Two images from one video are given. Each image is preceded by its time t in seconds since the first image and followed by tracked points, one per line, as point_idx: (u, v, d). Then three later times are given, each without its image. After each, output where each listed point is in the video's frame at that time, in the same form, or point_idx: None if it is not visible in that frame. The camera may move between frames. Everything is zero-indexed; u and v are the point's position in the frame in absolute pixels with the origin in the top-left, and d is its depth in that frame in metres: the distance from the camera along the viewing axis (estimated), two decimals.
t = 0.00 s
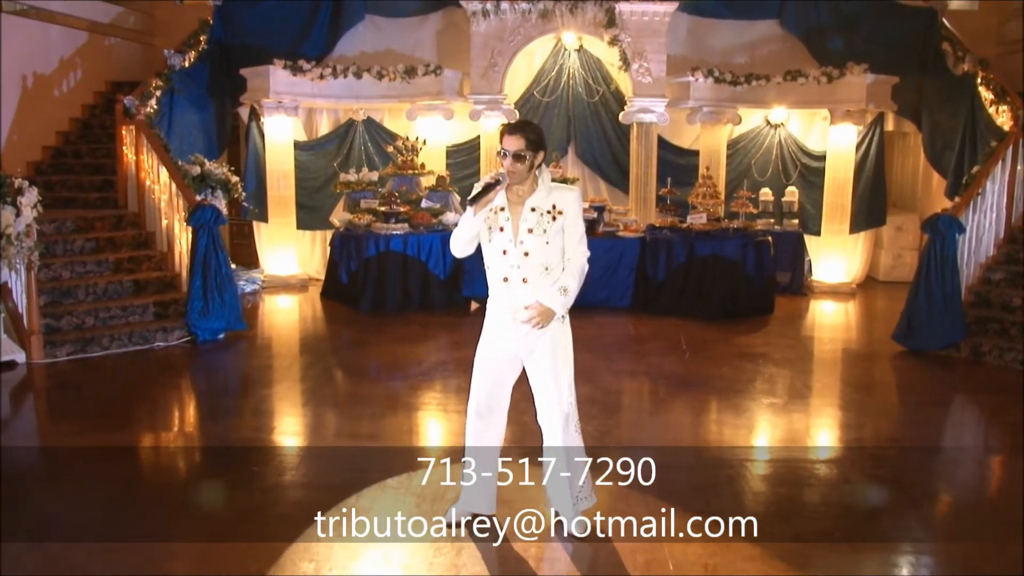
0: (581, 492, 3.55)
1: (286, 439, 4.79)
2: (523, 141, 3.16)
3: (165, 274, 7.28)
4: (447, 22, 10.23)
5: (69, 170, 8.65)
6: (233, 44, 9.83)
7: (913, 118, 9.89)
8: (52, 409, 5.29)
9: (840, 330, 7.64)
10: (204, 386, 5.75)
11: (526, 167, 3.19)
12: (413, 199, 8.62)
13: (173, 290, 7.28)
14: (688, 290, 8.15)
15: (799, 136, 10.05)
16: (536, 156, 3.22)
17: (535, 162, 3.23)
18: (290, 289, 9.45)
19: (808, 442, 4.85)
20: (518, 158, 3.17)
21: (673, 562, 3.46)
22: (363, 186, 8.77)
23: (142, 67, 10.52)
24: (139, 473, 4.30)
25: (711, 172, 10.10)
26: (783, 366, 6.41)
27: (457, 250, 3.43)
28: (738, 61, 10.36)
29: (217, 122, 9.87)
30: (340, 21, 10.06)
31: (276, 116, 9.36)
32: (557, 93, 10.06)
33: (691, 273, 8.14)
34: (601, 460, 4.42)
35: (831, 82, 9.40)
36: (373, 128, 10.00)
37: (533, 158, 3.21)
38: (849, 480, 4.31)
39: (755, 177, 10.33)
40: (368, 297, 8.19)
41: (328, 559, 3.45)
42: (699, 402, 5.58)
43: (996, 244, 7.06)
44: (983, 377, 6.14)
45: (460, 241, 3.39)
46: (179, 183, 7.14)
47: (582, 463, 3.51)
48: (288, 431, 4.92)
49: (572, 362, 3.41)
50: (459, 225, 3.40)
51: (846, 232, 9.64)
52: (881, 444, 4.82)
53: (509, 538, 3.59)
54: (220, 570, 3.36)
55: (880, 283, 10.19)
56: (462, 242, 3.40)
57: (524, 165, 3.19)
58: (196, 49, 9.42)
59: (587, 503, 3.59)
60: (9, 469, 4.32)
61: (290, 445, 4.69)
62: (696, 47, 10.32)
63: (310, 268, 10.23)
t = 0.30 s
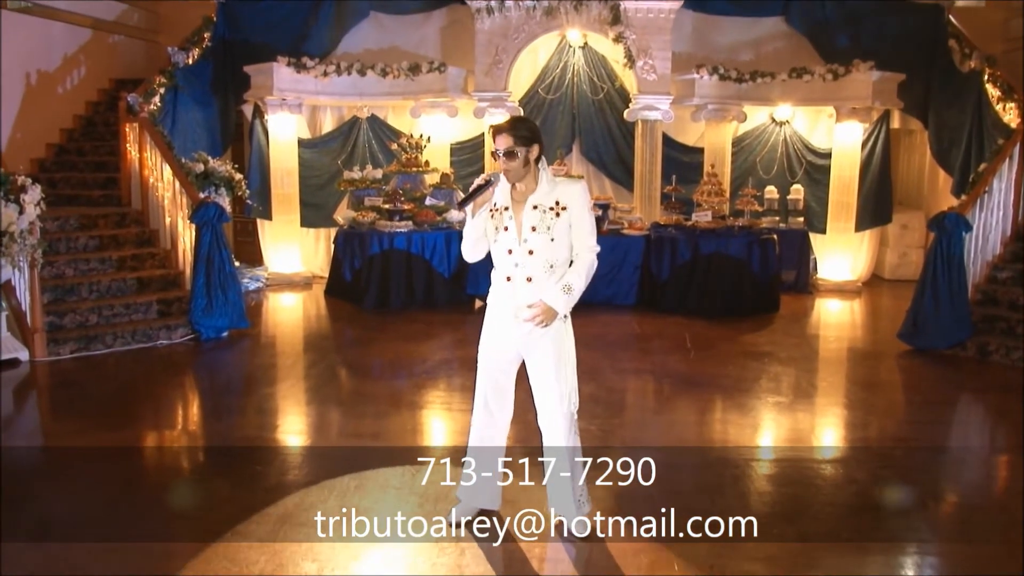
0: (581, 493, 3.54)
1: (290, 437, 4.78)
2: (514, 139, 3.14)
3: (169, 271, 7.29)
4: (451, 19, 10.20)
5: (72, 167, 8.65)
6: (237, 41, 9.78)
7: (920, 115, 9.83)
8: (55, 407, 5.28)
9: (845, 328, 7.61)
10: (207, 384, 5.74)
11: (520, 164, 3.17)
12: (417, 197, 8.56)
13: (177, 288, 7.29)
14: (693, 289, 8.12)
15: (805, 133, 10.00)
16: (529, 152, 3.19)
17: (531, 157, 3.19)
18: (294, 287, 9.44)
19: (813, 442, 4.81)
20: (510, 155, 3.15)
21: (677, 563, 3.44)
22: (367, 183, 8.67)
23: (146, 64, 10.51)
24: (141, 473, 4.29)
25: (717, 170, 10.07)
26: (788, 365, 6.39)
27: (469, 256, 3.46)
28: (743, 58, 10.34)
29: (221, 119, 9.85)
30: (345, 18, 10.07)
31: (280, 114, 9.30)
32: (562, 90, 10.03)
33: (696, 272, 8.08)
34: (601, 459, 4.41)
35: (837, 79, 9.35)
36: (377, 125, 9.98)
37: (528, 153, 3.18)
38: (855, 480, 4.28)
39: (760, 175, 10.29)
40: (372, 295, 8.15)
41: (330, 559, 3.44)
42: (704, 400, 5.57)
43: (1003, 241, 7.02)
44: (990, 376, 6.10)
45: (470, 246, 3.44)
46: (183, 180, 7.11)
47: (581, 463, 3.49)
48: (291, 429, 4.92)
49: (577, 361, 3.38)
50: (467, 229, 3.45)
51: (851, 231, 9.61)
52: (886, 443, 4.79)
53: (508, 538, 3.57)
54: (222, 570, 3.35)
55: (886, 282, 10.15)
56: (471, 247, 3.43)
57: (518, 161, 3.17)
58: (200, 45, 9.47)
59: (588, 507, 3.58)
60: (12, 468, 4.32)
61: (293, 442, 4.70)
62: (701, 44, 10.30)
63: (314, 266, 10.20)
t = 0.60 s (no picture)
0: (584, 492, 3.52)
1: (295, 436, 4.79)
2: (526, 139, 3.15)
3: (173, 269, 7.31)
4: (456, 18, 10.23)
5: (77, 166, 8.67)
6: (241, 41, 9.86)
7: (925, 114, 9.81)
8: (61, 405, 5.30)
9: (850, 327, 7.59)
10: (210, 383, 5.75)
11: (530, 164, 3.18)
12: (422, 195, 8.57)
13: (182, 286, 7.32)
14: (698, 287, 8.11)
15: (810, 132, 10.01)
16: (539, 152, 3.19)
17: (541, 159, 3.21)
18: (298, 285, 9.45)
19: (819, 442, 4.78)
20: (522, 156, 3.16)
21: (681, 562, 3.43)
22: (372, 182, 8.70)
23: (151, 63, 10.52)
24: (146, 472, 4.30)
25: (722, 168, 10.04)
26: (793, 364, 6.37)
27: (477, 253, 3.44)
28: (749, 57, 10.28)
29: (225, 118, 9.87)
30: (350, 16, 10.07)
31: (285, 112, 9.31)
32: (567, 89, 10.03)
33: (700, 270, 8.08)
34: (601, 459, 4.38)
35: (842, 78, 9.37)
36: (382, 124, 10.00)
37: (539, 154, 3.20)
38: (860, 479, 4.27)
39: (766, 173, 10.26)
40: (377, 293, 8.15)
41: (335, 557, 3.44)
42: (708, 399, 5.55)
43: (1009, 240, 6.98)
44: (996, 376, 6.08)
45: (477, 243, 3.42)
46: (187, 178, 7.14)
47: (583, 463, 3.46)
48: (295, 428, 4.92)
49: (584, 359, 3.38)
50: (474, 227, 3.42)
51: (857, 229, 9.58)
52: (890, 442, 4.78)
53: (508, 538, 3.56)
54: (228, 568, 3.36)
55: (891, 280, 10.13)
56: (478, 244, 3.40)
57: (529, 162, 3.18)
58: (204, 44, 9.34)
59: (590, 502, 3.55)
60: (17, 467, 4.33)
61: (298, 439, 4.73)
62: (706, 42, 10.27)
63: (319, 264, 10.23)
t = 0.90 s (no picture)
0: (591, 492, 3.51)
1: (298, 435, 4.79)
2: (537, 141, 3.15)
3: (177, 269, 7.33)
4: (459, 18, 10.23)
5: (82, 165, 8.69)
6: (245, 40, 9.90)
7: (929, 113, 9.78)
8: (64, 404, 5.31)
9: (854, 326, 7.58)
10: (213, 382, 5.76)
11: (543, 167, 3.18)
12: (425, 194, 8.56)
13: (186, 285, 7.35)
14: (701, 287, 8.10)
15: (813, 132, 10.01)
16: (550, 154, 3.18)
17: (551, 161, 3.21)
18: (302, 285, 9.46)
19: (822, 442, 4.77)
20: (533, 158, 3.16)
21: (685, 561, 3.44)
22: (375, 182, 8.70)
23: (155, 63, 10.54)
24: (149, 471, 4.30)
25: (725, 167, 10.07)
26: (796, 364, 6.36)
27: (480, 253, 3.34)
28: (752, 56, 10.28)
29: (229, 118, 9.89)
30: (354, 16, 10.07)
31: (288, 112, 9.32)
32: (570, 88, 10.03)
33: (704, 269, 8.07)
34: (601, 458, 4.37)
35: (846, 77, 9.31)
36: (385, 124, 10.00)
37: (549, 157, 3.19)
38: (864, 479, 4.26)
39: (769, 173, 10.26)
40: (380, 293, 8.15)
41: (338, 556, 3.44)
42: (710, 399, 5.54)
43: (1013, 240, 6.94)
44: (1000, 375, 6.07)
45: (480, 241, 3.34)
46: (191, 178, 7.17)
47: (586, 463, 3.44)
48: (298, 427, 4.92)
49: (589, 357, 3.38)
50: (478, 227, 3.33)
51: (860, 228, 9.56)
52: (893, 442, 4.76)
53: (508, 538, 3.56)
54: (232, 567, 3.36)
55: (895, 280, 10.12)
56: (480, 242, 3.32)
57: (539, 164, 3.18)
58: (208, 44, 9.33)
59: (601, 502, 3.56)
60: (21, 466, 4.35)
61: (301, 439, 4.73)
62: (709, 42, 10.25)
63: (322, 264, 10.23)
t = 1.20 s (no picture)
0: (588, 493, 3.51)
1: (300, 435, 4.80)
2: (534, 143, 3.18)
3: (179, 269, 7.35)
4: (460, 17, 10.22)
5: (84, 165, 8.70)
6: (247, 40, 9.91)
7: (931, 112, 9.77)
8: (66, 403, 5.32)
9: (856, 326, 7.56)
10: (214, 382, 5.76)
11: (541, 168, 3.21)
12: (427, 194, 8.55)
13: (188, 285, 7.36)
14: (703, 286, 8.10)
15: (816, 131, 9.99)
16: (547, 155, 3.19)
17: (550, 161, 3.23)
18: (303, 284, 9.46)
19: (823, 442, 4.76)
20: (531, 161, 3.19)
21: (686, 560, 3.44)
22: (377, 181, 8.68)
23: (156, 63, 10.55)
24: (150, 471, 4.30)
25: (727, 167, 10.08)
26: (798, 364, 6.35)
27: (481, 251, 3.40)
28: (754, 56, 10.28)
29: (231, 117, 9.91)
30: (356, 16, 10.08)
31: (290, 112, 9.35)
32: (572, 88, 10.02)
33: (706, 269, 8.07)
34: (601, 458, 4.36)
35: (847, 76, 9.31)
36: (387, 123, 10.00)
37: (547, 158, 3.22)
38: (865, 479, 4.26)
39: (771, 173, 10.27)
40: (382, 292, 8.16)
41: (338, 556, 3.45)
42: (712, 399, 5.54)
43: (1016, 240, 6.92)
44: (1002, 375, 6.06)
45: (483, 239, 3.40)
46: (194, 178, 7.18)
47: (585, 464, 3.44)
48: (300, 427, 4.93)
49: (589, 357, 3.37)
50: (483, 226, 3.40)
51: (863, 228, 9.55)
52: (894, 442, 4.76)
53: (508, 538, 3.56)
54: (235, 567, 3.37)
55: (897, 279, 10.11)
56: (484, 243, 3.38)
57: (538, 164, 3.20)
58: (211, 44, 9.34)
59: (598, 502, 3.56)
60: (24, 466, 4.36)
61: (302, 439, 4.73)
62: (711, 41, 10.25)
63: (324, 263, 10.22)
